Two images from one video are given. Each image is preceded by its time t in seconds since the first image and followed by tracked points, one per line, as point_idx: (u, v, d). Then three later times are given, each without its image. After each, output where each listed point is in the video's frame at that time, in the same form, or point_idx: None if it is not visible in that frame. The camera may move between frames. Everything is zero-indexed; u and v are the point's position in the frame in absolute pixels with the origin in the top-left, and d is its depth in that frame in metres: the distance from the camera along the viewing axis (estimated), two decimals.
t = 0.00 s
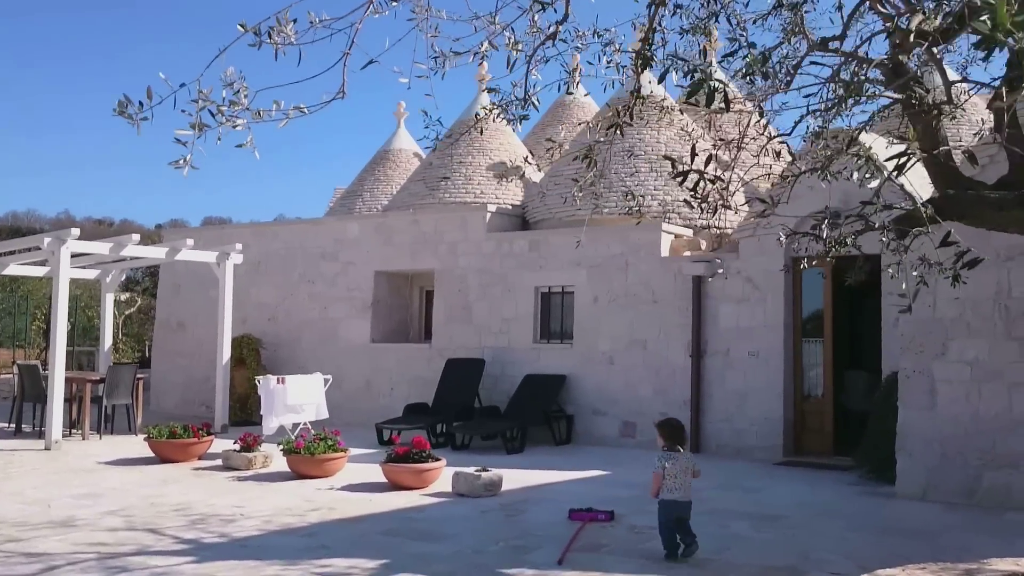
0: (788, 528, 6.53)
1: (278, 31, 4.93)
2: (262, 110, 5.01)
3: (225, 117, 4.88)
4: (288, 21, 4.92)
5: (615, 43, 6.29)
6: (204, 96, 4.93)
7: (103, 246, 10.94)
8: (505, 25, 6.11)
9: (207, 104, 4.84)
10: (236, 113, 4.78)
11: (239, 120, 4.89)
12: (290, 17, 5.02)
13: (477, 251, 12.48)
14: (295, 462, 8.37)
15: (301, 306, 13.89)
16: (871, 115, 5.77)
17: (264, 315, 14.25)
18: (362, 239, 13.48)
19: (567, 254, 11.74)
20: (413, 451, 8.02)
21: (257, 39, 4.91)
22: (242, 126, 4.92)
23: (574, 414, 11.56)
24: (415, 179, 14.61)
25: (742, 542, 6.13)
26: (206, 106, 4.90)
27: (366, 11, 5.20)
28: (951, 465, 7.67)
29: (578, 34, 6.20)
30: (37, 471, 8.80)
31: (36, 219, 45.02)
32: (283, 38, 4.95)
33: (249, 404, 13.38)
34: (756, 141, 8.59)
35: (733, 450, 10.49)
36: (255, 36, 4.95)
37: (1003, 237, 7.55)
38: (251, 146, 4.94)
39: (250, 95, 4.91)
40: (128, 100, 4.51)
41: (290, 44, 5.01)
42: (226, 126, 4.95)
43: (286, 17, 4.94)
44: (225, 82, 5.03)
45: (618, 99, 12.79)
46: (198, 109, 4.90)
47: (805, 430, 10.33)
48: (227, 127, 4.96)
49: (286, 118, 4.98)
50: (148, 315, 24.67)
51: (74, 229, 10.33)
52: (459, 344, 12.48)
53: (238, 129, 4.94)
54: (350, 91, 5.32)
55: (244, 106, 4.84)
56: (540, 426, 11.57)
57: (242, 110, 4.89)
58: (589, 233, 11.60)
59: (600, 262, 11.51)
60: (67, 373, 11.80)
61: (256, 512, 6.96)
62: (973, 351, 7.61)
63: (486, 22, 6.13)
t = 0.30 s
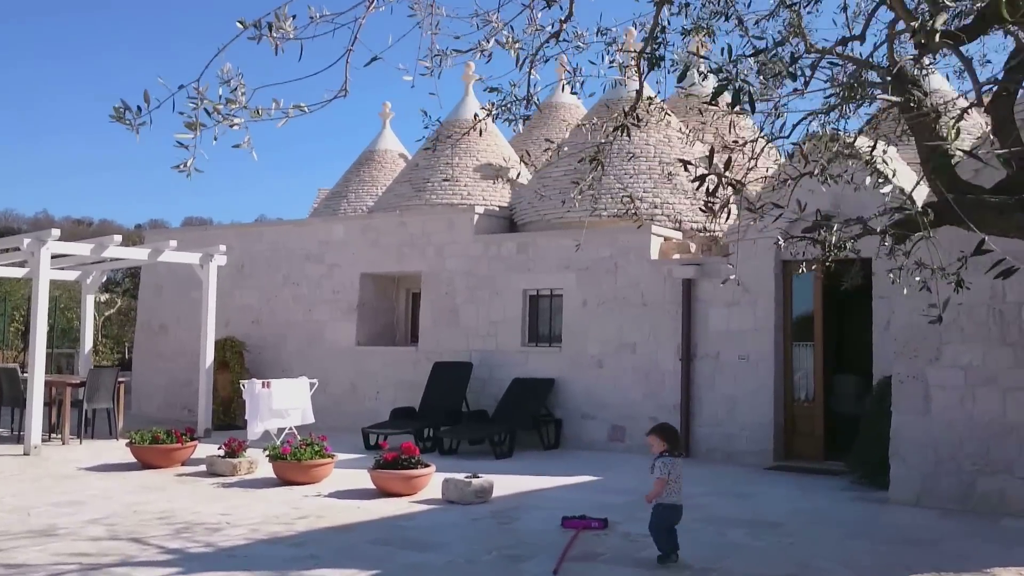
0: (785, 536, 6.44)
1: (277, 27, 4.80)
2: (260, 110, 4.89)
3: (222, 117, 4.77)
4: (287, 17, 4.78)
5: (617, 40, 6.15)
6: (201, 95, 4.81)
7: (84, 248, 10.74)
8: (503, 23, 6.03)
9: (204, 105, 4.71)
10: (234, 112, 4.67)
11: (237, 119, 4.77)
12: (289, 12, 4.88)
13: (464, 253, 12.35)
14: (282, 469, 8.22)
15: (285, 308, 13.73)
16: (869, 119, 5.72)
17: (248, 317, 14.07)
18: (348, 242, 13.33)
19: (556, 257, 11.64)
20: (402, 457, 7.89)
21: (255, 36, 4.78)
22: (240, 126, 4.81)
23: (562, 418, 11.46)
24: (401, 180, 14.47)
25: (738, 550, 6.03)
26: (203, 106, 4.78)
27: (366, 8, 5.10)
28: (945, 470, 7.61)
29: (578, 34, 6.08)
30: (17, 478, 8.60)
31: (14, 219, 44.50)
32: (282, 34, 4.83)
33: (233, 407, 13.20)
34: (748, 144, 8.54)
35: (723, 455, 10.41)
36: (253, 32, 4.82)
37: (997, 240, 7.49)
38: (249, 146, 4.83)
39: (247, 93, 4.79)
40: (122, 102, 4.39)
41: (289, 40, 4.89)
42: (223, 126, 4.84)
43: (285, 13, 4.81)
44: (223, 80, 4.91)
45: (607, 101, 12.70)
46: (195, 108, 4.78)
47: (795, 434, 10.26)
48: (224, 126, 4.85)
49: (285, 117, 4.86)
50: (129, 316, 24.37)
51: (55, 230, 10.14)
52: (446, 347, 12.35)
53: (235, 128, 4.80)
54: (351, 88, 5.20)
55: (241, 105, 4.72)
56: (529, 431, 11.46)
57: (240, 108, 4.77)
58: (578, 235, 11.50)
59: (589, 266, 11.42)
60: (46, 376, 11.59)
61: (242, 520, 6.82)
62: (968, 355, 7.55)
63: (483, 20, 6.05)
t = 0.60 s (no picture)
0: (774, 540, 6.41)
1: (268, 26, 4.73)
2: (252, 109, 4.83)
3: (213, 116, 4.71)
4: (279, 14, 4.72)
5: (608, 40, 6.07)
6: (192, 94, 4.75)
7: (58, 251, 10.55)
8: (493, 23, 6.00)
9: (195, 103, 4.64)
10: (226, 112, 4.61)
11: (228, 118, 4.71)
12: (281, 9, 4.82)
13: (445, 256, 12.26)
14: (262, 476, 8.09)
15: (263, 312, 13.57)
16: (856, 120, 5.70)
17: (225, 321, 13.90)
18: (326, 244, 13.19)
19: (537, 260, 11.57)
20: (385, 463, 7.78)
21: (248, 33, 4.73)
22: (231, 126, 4.75)
23: (544, 422, 11.39)
24: (379, 183, 14.33)
25: (727, 555, 5.99)
26: (195, 104, 4.71)
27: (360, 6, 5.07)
28: (929, 473, 7.61)
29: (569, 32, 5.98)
30: None
31: None
32: (274, 32, 4.77)
33: (210, 412, 13.03)
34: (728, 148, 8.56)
35: (706, 458, 10.38)
36: (244, 29, 4.75)
37: (980, 242, 7.51)
38: (241, 146, 4.77)
39: (239, 92, 4.74)
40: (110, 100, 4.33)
41: (282, 37, 4.83)
42: (214, 125, 4.78)
43: (277, 10, 4.74)
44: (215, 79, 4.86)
45: (588, 103, 12.64)
46: (185, 107, 4.72)
47: (777, 438, 10.25)
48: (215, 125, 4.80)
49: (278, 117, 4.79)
50: (101, 320, 24.06)
51: (27, 233, 9.94)
52: (426, 350, 12.25)
53: (227, 128, 4.73)
54: (346, 87, 5.14)
55: (233, 105, 4.66)
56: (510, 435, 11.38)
57: (233, 108, 4.71)
58: (559, 238, 11.43)
59: (570, 268, 11.36)
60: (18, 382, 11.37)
61: (223, 529, 6.69)
62: (953, 358, 7.56)
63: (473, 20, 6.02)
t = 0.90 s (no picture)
0: (764, 543, 6.37)
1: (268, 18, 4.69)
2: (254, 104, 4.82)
3: (213, 110, 4.69)
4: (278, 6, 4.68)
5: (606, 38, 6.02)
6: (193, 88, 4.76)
7: (31, 254, 10.34)
8: (487, 23, 6.00)
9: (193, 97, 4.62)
10: (227, 105, 4.58)
11: (228, 114, 4.71)
12: None
13: (425, 259, 12.16)
14: (243, 482, 7.95)
15: (239, 316, 13.40)
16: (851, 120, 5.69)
17: (201, 326, 13.71)
18: (304, 247, 13.05)
19: (519, 262, 11.50)
20: (369, 468, 7.67)
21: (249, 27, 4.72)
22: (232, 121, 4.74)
23: (526, 426, 11.32)
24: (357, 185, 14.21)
25: (719, 559, 5.94)
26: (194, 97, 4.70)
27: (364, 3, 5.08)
28: (915, 475, 7.61)
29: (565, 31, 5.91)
30: None
31: None
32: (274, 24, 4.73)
33: (186, 417, 12.85)
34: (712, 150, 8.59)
35: (689, 460, 10.34)
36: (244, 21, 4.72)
37: (965, 243, 7.53)
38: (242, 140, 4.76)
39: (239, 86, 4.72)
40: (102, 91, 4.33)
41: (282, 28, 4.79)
42: (213, 119, 4.76)
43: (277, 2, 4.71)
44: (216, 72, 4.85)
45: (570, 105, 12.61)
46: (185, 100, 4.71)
47: (760, 440, 10.23)
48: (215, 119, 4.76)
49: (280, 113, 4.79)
50: (71, 325, 23.74)
51: None
52: (406, 354, 12.14)
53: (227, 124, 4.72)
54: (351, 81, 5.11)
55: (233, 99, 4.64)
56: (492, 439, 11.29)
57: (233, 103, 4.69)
58: (541, 240, 11.38)
59: (552, 271, 11.29)
60: None
61: (205, 537, 6.56)
62: (938, 359, 7.57)
63: (469, 20, 6.03)
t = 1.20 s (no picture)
0: (762, 548, 6.34)
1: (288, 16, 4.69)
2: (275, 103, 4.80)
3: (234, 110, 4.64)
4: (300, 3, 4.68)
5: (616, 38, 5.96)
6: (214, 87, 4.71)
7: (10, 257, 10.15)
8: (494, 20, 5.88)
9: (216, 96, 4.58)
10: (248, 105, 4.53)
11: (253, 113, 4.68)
12: None
13: (411, 262, 12.07)
14: (232, 489, 7.83)
15: (222, 320, 13.24)
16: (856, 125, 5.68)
17: (182, 330, 13.54)
18: (288, 250, 12.91)
19: (506, 265, 11.43)
20: (360, 474, 7.57)
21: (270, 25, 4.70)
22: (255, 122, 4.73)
23: (514, 430, 11.25)
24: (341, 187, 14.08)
25: (718, 564, 5.90)
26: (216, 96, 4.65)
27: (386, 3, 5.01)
28: (908, 477, 7.62)
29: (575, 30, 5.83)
30: None
31: None
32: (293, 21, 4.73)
33: (167, 423, 12.68)
34: (706, 153, 8.60)
35: (678, 464, 10.31)
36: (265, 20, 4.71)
37: (958, 246, 7.55)
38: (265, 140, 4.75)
39: (260, 84, 4.71)
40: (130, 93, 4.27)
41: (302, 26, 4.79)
42: (234, 118, 4.72)
43: None
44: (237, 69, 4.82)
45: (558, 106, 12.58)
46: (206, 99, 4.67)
47: (748, 442, 10.23)
48: (234, 118, 4.74)
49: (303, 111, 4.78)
50: (44, 329, 23.44)
51: None
52: (392, 358, 12.04)
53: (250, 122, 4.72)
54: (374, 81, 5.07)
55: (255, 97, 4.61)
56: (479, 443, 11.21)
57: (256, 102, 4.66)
58: (529, 243, 11.32)
59: (540, 274, 11.23)
60: None
61: (196, 546, 6.44)
62: (930, 361, 7.58)
63: (474, 19, 5.95)
